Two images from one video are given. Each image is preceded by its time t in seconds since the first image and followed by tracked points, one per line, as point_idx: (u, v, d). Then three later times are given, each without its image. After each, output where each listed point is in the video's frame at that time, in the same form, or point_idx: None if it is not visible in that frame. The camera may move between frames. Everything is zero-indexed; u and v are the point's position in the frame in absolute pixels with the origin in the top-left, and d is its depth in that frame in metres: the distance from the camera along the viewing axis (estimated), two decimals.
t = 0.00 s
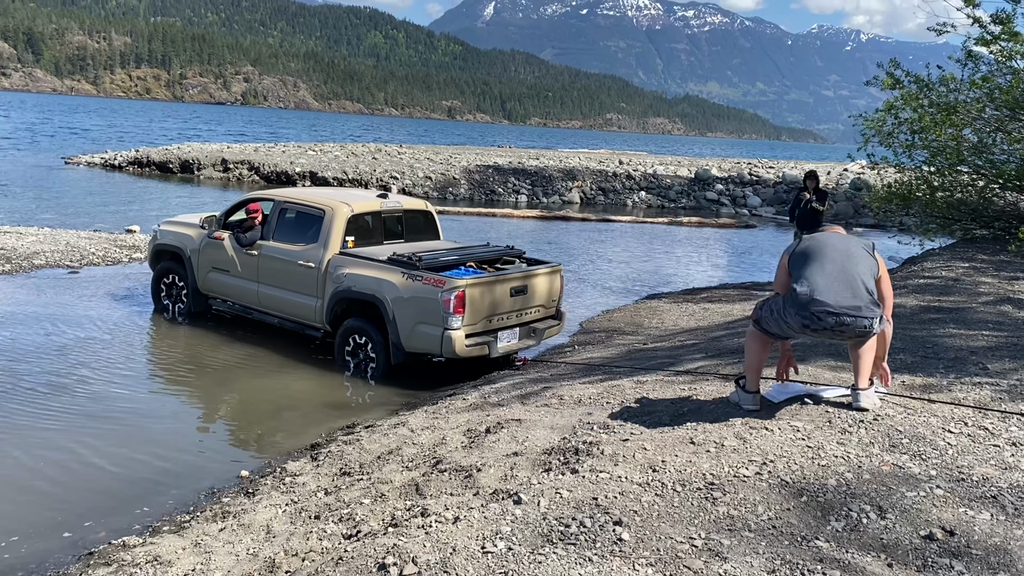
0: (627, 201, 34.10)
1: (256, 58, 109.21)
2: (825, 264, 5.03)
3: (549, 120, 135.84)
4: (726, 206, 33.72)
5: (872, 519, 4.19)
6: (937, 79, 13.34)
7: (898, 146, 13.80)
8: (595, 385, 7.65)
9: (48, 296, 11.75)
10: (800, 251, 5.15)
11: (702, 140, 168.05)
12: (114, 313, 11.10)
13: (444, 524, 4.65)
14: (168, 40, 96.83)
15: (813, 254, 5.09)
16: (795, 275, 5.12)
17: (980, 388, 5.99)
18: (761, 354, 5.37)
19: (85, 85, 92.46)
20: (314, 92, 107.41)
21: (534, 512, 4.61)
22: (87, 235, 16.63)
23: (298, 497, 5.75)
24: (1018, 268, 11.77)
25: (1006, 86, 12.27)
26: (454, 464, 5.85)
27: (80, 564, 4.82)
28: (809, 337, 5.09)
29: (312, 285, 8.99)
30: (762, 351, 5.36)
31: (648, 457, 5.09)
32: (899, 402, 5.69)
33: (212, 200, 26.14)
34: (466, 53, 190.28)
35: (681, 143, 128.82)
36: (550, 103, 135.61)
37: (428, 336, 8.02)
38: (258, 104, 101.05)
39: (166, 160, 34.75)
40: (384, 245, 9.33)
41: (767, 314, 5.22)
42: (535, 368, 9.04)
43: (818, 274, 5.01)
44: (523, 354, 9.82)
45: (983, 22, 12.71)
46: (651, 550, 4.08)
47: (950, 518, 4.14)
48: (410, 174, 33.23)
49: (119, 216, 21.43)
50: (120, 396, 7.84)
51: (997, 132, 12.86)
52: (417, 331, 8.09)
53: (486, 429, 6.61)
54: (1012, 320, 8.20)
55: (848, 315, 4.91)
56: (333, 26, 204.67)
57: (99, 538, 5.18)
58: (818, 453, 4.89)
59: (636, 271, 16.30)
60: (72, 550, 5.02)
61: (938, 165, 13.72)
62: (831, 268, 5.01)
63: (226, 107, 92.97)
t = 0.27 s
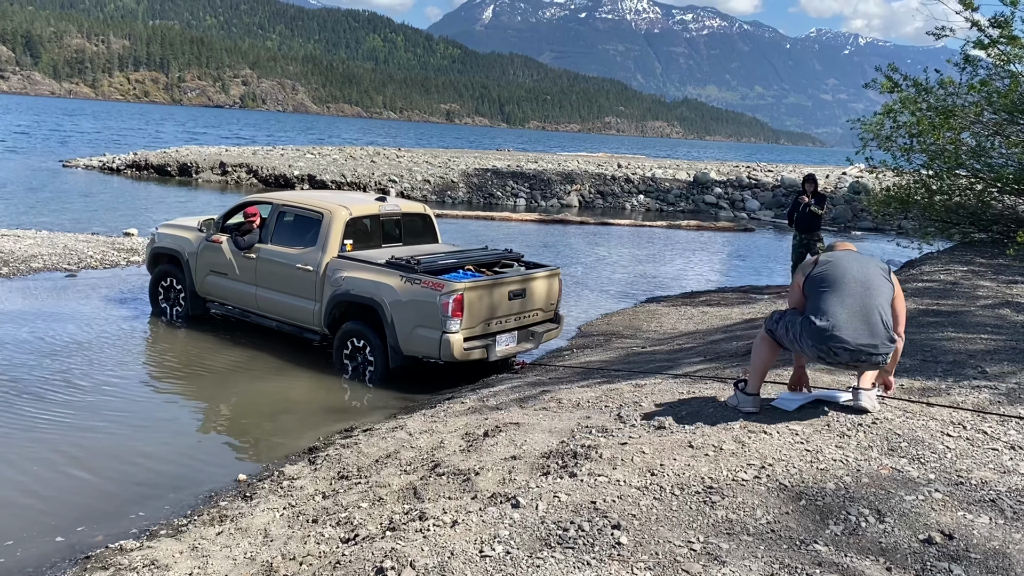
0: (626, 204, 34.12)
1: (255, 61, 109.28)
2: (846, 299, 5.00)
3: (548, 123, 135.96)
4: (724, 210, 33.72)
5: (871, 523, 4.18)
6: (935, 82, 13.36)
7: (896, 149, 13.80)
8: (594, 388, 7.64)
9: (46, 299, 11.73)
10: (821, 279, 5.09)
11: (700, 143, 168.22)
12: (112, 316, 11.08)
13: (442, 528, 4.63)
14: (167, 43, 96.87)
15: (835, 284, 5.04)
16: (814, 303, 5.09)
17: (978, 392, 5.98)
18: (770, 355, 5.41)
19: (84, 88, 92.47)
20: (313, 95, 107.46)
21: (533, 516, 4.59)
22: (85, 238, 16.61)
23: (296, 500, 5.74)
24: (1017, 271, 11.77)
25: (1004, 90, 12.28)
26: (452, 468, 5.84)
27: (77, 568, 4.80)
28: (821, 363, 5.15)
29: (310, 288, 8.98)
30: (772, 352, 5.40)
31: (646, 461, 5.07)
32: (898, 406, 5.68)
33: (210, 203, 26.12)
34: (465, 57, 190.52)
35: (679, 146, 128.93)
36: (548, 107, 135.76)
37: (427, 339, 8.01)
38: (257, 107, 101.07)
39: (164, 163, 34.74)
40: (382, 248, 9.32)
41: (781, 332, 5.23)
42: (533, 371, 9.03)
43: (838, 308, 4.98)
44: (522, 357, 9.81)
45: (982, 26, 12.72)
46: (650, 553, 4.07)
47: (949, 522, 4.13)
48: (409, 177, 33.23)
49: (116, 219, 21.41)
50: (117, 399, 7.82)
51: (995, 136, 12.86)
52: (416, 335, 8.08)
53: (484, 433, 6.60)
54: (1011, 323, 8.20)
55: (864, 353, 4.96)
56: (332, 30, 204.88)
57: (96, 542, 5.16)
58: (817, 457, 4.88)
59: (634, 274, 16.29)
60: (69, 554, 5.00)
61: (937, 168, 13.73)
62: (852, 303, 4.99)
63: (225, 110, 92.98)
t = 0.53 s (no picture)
0: (624, 208, 34.16)
1: (253, 65, 109.34)
2: (855, 305, 5.00)
3: (546, 127, 136.07)
4: (723, 213, 33.76)
5: (871, 527, 4.18)
6: (934, 87, 13.39)
7: (895, 153, 13.83)
8: (593, 392, 7.64)
9: (45, 303, 11.72)
10: (831, 285, 5.10)
11: (699, 147, 168.46)
12: (110, 320, 11.08)
13: (441, 533, 4.63)
14: (166, 47, 96.89)
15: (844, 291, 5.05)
16: (823, 309, 5.11)
17: (978, 395, 5.98)
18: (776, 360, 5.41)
19: (83, 92, 92.53)
20: (312, 99, 107.56)
21: (532, 520, 4.59)
22: (84, 242, 16.60)
23: (295, 504, 5.74)
24: (1015, 275, 11.78)
25: (1003, 94, 12.30)
26: (452, 472, 5.84)
27: (75, 573, 4.79)
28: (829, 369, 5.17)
29: (309, 292, 8.98)
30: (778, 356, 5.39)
31: (646, 465, 5.08)
32: (898, 410, 5.68)
33: (210, 207, 26.14)
34: (463, 60, 190.73)
35: (678, 150, 129.10)
36: (547, 111, 135.98)
37: (426, 344, 8.01)
38: (256, 111, 101.12)
39: (163, 167, 34.73)
40: (381, 252, 9.33)
41: (789, 339, 5.25)
42: (533, 375, 9.03)
43: (847, 315, 4.99)
44: (521, 361, 9.82)
45: (980, 30, 12.75)
46: (650, 558, 4.07)
47: (949, 526, 4.14)
48: (408, 181, 33.24)
49: (115, 222, 21.40)
50: (116, 403, 7.81)
51: (994, 139, 12.89)
52: (415, 339, 8.08)
53: (483, 437, 6.61)
54: (1010, 327, 8.21)
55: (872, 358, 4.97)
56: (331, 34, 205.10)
57: (95, 546, 5.16)
58: (817, 461, 4.88)
59: (634, 278, 16.30)
60: (67, 558, 4.99)
61: (935, 172, 13.75)
62: (861, 310, 4.99)
63: (223, 114, 92.99)
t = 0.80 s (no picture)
0: (625, 212, 34.18)
1: (254, 69, 109.46)
2: (856, 312, 4.99)
3: (546, 131, 136.21)
4: (723, 217, 33.78)
5: (872, 531, 4.18)
6: (934, 90, 13.40)
7: (895, 156, 13.85)
8: (594, 396, 7.64)
9: (45, 307, 11.72)
10: (833, 292, 5.07)
11: (699, 150, 168.61)
12: (111, 324, 11.08)
13: (443, 537, 4.63)
14: (166, 51, 97.01)
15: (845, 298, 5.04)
16: (824, 316, 5.11)
17: (979, 399, 5.99)
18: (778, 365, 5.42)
19: (83, 96, 92.61)
20: (312, 103, 107.70)
21: (534, 524, 4.59)
22: (85, 246, 16.61)
23: (296, 508, 5.73)
24: (1016, 279, 11.79)
25: (1003, 98, 12.31)
26: (453, 476, 5.83)
27: None
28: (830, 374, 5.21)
29: (310, 296, 8.98)
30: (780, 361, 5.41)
31: (647, 469, 5.08)
32: (899, 414, 5.68)
33: (210, 211, 26.18)
34: (463, 64, 190.93)
35: (678, 154, 129.25)
36: (547, 114, 136.17)
37: (427, 347, 8.01)
38: (256, 115, 101.22)
39: (163, 171, 34.75)
40: (382, 256, 9.33)
41: (791, 344, 5.27)
42: (533, 379, 9.03)
43: (847, 323, 4.99)
44: (522, 365, 9.82)
45: (980, 33, 12.77)
46: (652, 562, 4.07)
47: (951, 530, 4.13)
48: (408, 185, 33.27)
49: (116, 226, 21.40)
50: (117, 407, 7.81)
51: (994, 143, 12.90)
52: (416, 343, 8.08)
53: (484, 441, 6.60)
54: (1011, 331, 8.21)
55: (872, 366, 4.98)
56: (331, 38, 205.34)
57: (95, 550, 5.15)
58: (818, 464, 4.88)
59: (634, 282, 16.32)
60: (68, 563, 4.99)
61: (935, 176, 13.76)
62: (861, 318, 4.99)
63: (224, 117, 93.07)
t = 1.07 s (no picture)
0: (625, 215, 34.19)
1: (254, 73, 109.59)
2: (842, 302, 5.02)
3: (546, 135, 136.33)
4: (723, 221, 33.80)
5: (876, 534, 4.17)
6: (934, 94, 13.41)
7: (895, 160, 13.85)
8: (595, 400, 7.64)
9: (45, 311, 11.72)
10: (820, 278, 5.11)
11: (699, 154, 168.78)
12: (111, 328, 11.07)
13: (446, 541, 4.62)
14: (166, 56, 97.13)
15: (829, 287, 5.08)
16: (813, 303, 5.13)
17: (981, 403, 5.99)
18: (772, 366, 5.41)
19: (83, 100, 92.71)
20: (312, 107, 107.82)
21: (536, 528, 4.59)
22: (85, 250, 16.62)
23: (298, 513, 5.73)
24: (1017, 282, 11.80)
25: (1003, 101, 12.33)
26: (454, 480, 5.83)
27: None
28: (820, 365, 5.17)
29: (311, 300, 8.98)
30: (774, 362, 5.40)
31: (650, 473, 5.08)
32: (900, 417, 5.69)
33: (211, 216, 26.19)
34: (463, 68, 191.15)
35: (677, 158, 129.38)
36: (547, 118, 136.35)
37: (427, 351, 8.02)
38: (256, 119, 101.31)
39: (164, 176, 34.76)
40: (382, 260, 9.34)
41: (780, 342, 5.24)
42: (534, 383, 9.03)
43: (834, 308, 5.01)
44: (522, 369, 9.82)
45: (980, 37, 12.78)
46: (655, 566, 4.06)
47: (954, 534, 4.13)
48: (408, 189, 33.28)
49: (117, 231, 21.40)
50: (118, 412, 7.81)
51: (995, 146, 12.91)
52: (416, 347, 8.08)
53: (485, 445, 6.60)
54: (1011, 334, 8.22)
55: (860, 353, 4.99)
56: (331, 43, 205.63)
57: (96, 555, 5.15)
58: (821, 468, 4.88)
59: (634, 286, 16.31)
60: (69, 568, 4.98)
61: (936, 179, 13.78)
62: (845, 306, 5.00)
63: (224, 122, 93.15)
